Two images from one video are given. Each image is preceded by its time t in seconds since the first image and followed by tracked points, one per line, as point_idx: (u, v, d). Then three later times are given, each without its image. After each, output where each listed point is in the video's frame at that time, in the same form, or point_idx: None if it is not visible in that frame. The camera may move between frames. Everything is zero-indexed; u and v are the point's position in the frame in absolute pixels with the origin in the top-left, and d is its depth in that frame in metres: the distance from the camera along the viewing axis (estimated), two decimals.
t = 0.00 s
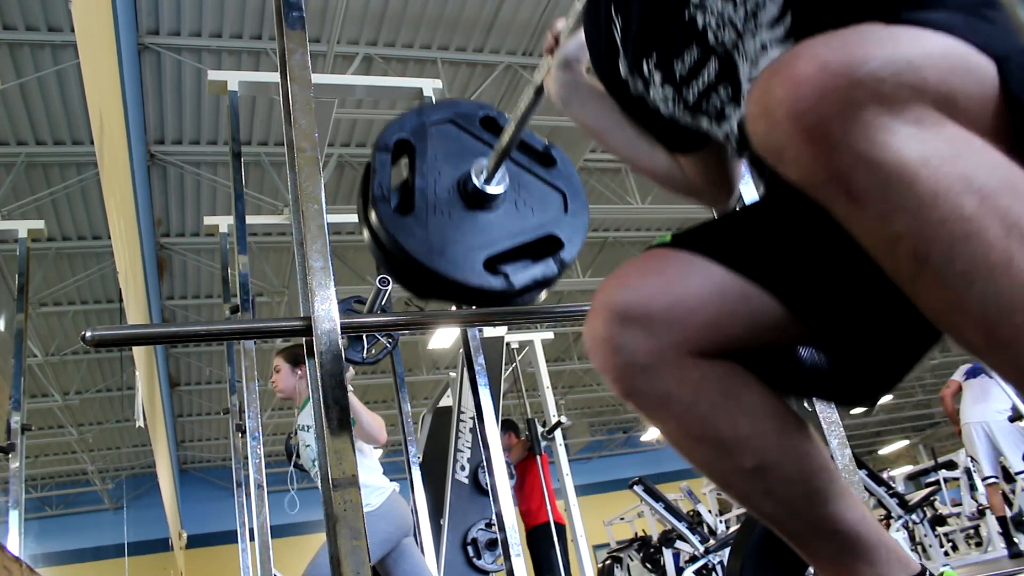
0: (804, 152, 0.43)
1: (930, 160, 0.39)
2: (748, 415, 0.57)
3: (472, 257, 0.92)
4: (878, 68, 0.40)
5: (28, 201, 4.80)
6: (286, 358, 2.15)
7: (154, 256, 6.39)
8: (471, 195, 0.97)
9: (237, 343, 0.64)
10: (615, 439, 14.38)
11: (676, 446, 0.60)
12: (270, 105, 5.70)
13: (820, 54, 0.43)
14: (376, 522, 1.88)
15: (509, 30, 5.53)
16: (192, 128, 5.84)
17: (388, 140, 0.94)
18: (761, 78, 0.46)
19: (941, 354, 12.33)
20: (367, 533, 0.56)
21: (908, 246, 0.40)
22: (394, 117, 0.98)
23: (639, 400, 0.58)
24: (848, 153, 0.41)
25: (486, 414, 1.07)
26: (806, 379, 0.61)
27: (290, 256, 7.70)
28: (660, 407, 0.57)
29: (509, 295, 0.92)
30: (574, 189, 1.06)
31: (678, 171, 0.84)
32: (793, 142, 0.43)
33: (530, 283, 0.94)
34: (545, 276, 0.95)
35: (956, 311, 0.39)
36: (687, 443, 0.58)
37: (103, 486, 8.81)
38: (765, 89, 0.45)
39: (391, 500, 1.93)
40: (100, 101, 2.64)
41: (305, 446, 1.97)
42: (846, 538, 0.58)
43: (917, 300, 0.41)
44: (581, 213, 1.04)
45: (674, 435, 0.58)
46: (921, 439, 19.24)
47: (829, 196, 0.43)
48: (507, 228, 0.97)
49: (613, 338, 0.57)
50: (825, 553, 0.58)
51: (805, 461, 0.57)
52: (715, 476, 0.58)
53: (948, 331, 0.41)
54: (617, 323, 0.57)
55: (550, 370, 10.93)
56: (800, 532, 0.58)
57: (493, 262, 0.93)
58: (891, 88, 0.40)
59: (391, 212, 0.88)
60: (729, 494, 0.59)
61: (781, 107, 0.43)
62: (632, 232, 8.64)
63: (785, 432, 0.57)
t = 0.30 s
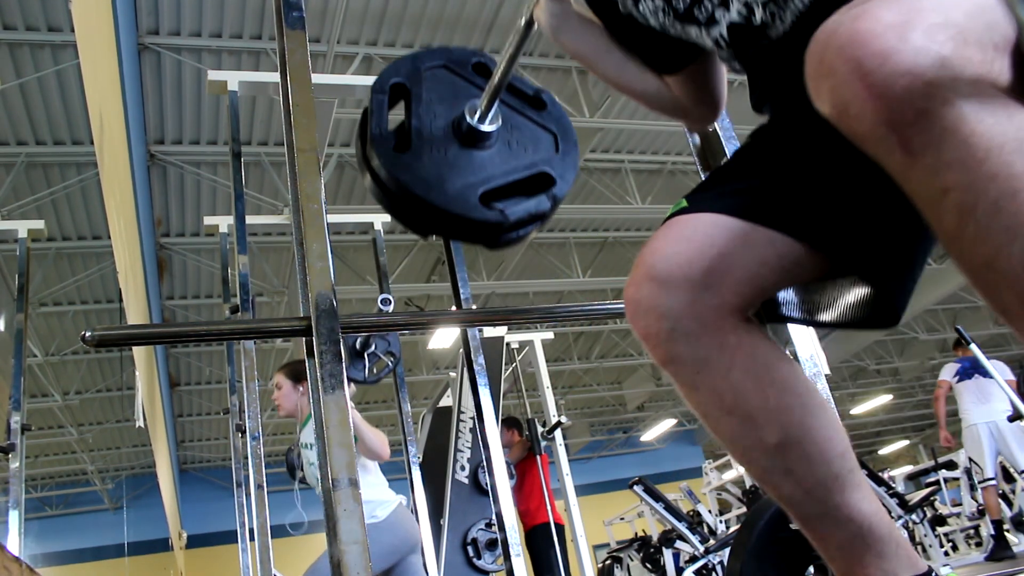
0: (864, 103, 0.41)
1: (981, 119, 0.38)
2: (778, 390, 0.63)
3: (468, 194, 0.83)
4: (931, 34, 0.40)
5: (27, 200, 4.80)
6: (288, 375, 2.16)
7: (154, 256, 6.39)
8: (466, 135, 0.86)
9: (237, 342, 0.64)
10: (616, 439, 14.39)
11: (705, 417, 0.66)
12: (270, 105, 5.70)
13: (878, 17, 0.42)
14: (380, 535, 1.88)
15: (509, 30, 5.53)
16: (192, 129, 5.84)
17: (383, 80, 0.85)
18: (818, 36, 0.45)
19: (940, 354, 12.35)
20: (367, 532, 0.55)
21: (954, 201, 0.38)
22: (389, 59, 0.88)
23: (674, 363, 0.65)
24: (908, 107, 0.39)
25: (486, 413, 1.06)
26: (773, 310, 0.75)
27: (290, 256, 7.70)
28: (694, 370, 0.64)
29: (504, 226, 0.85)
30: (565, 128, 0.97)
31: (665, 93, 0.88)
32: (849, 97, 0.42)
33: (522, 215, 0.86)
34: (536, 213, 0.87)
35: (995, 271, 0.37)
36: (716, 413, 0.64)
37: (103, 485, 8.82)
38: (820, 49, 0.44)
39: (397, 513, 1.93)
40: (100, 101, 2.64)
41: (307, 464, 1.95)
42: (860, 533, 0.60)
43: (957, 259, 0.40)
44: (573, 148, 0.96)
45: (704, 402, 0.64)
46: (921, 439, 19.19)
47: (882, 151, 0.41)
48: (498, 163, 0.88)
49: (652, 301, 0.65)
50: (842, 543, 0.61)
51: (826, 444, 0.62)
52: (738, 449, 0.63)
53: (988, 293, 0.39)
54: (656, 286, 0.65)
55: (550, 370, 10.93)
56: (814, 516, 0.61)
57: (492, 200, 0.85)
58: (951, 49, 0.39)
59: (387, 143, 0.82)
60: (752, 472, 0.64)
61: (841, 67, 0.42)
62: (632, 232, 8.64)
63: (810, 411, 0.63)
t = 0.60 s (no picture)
0: (889, 94, 0.43)
1: (1002, 108, 0.38)
2: (788, 380, 0.66)
3: (466, 134, 0.71)
4: (950, 34, 0.42)
5: (27, 200, 4.79)
6: (291, 406, 2.15)
7: (154, 255, 6.39)
8: (461, 78, 0.73)
9: (238, 342, 0.64)
10: (615, 439, 14.39)
11: (717, 404, 0.69)
12: (270, 105, 5.70)
13: (902, 12, 0.43)
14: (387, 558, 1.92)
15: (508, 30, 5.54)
16: (192, 129, 5.84)
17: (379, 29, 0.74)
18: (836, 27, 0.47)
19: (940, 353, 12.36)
20: (367, 533, 0.55)
21: (972, 187, 0.39)
22: None
23: (687, 350, 0.69)
24: (931, 98, 0.41)
25: (486, 414, 1.06)
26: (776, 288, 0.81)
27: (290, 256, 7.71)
28: (708, 358, 0.67)
29: (503, 166, 0.73)
30: (557, 71, 0.82)
31: (647, 26, 0.88)
32: (876, 88, 0.43)
33: (520, 153, 0.74)
34: (533, 150, 0.75)
35: (1007, 257, 0.37)
36: (727, 399, 0.67)
37: (103, 485, 8.81)
38: (843, 41, 0.46)
39: (404, 537, 1.97)
40: (100, 101, 2.64)
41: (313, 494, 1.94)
42: (859, 529, 0.61)
43: (971, 246, 0.40)
44: (563, 93, 0.81)
45: (717, 390, 0.67)
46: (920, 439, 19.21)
47: (904, 140, 0.43)
48: (493, 105, 0.74)
49: (669, 290, 0.68)
50: (842, 537, 0.62)
51: (832, 437, 0.64)
52: (749, 438, 0.66)
53: (999, 281, 0.39)
54: (670, 276, 0.68)
55: (550, 370, 10.93)
56: (817, 507, 0.62)
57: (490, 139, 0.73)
58: (972, 45, 0.41)
59: (383, 84, 0.71)
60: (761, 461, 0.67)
61: (865, 58, 0.44)
62: (632, 232, 8.64)
63: (816, 401, 0.65)
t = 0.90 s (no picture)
0: (910, 109, 0.44)
1: (1002, 117, 0.40)
2: (833, 353, 0.68)
3: (462, 52, 0.67)
4: (958, 53, 0.43)
5: (26, 200, 4.79)
6: (292, 425, 2.15)
7: (154, 255, 6.39)
8: None
9: (238, 343, 0.64)
10: (615, 439, 14.39)
11: (762, 371, 0.72)
12: (270, 105, 5.70)
13: (912, 36, 0.44)
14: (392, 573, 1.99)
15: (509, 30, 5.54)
16: (192, 128, 5.84)
17: None
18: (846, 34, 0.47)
19: (940, 353, 12.36)
20: (368, 532, 0.55)
21: (980, 184, 0.40)
22: None
23: (743, 315, 0.73)
24: (944, 104, 0.42)
25: (486, 414, 1.06)
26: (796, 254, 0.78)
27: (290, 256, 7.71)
28: (763, 323, 0.71)
29: (490, 85, 0.68)
30: None
31: None
32: (894, 102, 0.45)
33: (511, 69, 0.69)
34: (522, 67, 0.70)
35: (1013, 249, 0.39)
36: (772, 365, 0.70)
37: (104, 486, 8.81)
38: (852, 59, 0.47)
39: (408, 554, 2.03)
40: (100, 100, 2.64)
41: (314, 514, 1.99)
42: (878, 514, 0.63)
43: (981, 239, 0.42)
44: (549, 14, 0.74)
45: (764, 353, 0.70)
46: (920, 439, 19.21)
47: (921, 149, 0.44)
48: (483, 27, 0.68)
49: (728, 256, 0.73)
50: (858, 521, 0.63)
51: (866, 419, 0.66)
52: (787, 408, 0.68)
53: (1006, 272, 0.41)
54: (726, 243, 0.73)
55: (550, 370, 10.93)
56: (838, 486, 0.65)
57: (481, 58, 0.68)
58: (975, 61, 0.43)
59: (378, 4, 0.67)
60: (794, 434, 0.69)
61: (878, 74, 0.45)
62: (632, 232, 8.64)
63: (854, 381, 0.67)
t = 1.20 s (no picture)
0: (906, 129, 0.47)
1: (992, 134, 0.43)
2: (848, 352, 0.69)
3: (467, 35, 0.69)
4: (952, 74, 0.46)
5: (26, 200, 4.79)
6: (294, 431, 2.19)
7: (154, 255, 6.39)
8: None
9: (238, 342, 0.64)
10: (615, 439, 14.38)
11: (773, 365, 0.73)
12: (270, 105, 5.70)
13: (909, 59, 0.48)
14: None
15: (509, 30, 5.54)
16: (192, 128, 5.84)
17: None
18: (839, 58, 0.51)
19: (940, 353, 12.36)
20: (367, 532, 0.55)
21: (972, 198, 0.43)
22: None
23: (759, 310, 0.74)
24: (938, 120, 0.46)
25: (486, 414, 1.06)
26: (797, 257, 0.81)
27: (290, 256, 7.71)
28: (778, 317, 0.72)
29: (496, 69, 0.70)
30: None
31: None
32: (891, 123, 0.48)
33: (514, 53, 0.70)
34: (527, 51, 0.71)
35: (1005, 257, 0.42)
36: (785, 361, 0.71)
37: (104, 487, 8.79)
38: (850, 83, 0.51)
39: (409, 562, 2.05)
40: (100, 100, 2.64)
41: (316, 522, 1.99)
42: (883, 515, 0.65)
43: (974, 249, 0.45)
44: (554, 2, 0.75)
45: (776, 347, 0.73)
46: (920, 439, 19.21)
47: (918, 165, 0.47)
48: (487, 11, 0.70)
49: (744, 255, 0.75)
50: (863, 522, 0.65)
51: (876, 419, 0.67)
52: (798, 405, 0.70)
53: (998, 279, 0.44)
54: (742, 243, 0.75)
55: (550, 370, 10.93)
56: (846, 486, 0.67)
57: (486, 42, 0.70)
58: (969, 79, 0.46)
59: None
60: (802, 429, 0.71)
61: (877, 97, 0.49)
62: (632, 232, 8.65)
63: (868, 379, 0.68)
